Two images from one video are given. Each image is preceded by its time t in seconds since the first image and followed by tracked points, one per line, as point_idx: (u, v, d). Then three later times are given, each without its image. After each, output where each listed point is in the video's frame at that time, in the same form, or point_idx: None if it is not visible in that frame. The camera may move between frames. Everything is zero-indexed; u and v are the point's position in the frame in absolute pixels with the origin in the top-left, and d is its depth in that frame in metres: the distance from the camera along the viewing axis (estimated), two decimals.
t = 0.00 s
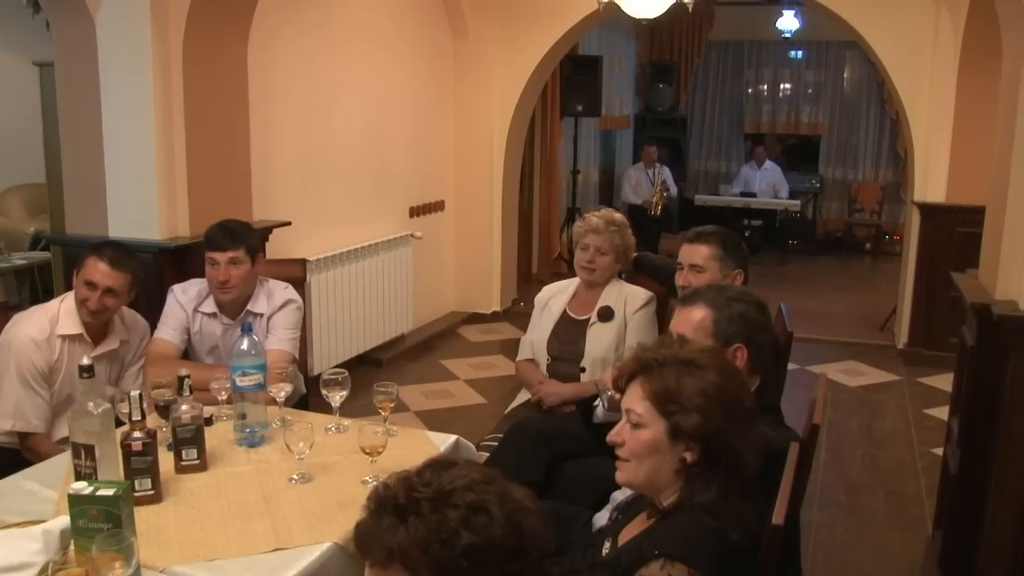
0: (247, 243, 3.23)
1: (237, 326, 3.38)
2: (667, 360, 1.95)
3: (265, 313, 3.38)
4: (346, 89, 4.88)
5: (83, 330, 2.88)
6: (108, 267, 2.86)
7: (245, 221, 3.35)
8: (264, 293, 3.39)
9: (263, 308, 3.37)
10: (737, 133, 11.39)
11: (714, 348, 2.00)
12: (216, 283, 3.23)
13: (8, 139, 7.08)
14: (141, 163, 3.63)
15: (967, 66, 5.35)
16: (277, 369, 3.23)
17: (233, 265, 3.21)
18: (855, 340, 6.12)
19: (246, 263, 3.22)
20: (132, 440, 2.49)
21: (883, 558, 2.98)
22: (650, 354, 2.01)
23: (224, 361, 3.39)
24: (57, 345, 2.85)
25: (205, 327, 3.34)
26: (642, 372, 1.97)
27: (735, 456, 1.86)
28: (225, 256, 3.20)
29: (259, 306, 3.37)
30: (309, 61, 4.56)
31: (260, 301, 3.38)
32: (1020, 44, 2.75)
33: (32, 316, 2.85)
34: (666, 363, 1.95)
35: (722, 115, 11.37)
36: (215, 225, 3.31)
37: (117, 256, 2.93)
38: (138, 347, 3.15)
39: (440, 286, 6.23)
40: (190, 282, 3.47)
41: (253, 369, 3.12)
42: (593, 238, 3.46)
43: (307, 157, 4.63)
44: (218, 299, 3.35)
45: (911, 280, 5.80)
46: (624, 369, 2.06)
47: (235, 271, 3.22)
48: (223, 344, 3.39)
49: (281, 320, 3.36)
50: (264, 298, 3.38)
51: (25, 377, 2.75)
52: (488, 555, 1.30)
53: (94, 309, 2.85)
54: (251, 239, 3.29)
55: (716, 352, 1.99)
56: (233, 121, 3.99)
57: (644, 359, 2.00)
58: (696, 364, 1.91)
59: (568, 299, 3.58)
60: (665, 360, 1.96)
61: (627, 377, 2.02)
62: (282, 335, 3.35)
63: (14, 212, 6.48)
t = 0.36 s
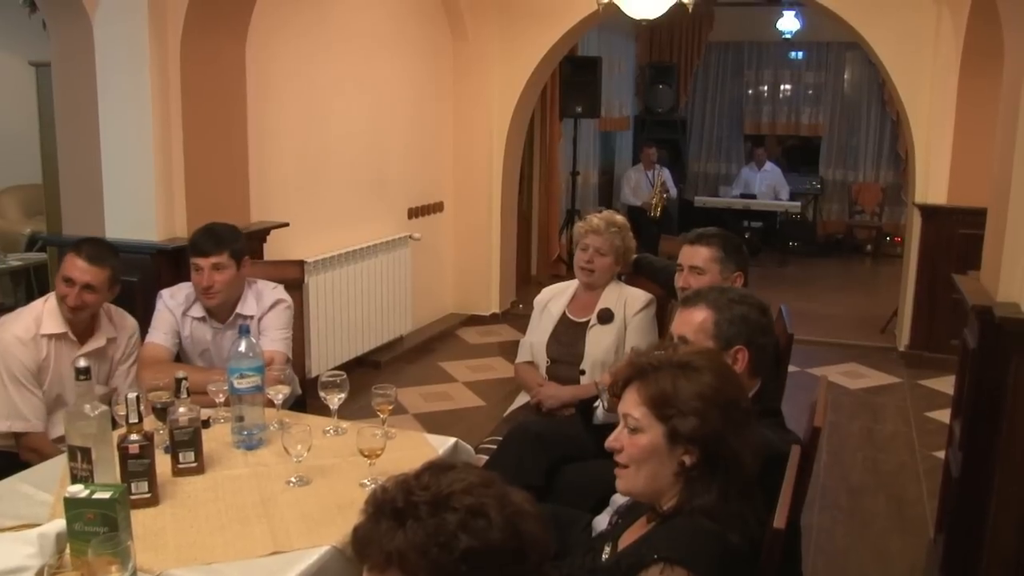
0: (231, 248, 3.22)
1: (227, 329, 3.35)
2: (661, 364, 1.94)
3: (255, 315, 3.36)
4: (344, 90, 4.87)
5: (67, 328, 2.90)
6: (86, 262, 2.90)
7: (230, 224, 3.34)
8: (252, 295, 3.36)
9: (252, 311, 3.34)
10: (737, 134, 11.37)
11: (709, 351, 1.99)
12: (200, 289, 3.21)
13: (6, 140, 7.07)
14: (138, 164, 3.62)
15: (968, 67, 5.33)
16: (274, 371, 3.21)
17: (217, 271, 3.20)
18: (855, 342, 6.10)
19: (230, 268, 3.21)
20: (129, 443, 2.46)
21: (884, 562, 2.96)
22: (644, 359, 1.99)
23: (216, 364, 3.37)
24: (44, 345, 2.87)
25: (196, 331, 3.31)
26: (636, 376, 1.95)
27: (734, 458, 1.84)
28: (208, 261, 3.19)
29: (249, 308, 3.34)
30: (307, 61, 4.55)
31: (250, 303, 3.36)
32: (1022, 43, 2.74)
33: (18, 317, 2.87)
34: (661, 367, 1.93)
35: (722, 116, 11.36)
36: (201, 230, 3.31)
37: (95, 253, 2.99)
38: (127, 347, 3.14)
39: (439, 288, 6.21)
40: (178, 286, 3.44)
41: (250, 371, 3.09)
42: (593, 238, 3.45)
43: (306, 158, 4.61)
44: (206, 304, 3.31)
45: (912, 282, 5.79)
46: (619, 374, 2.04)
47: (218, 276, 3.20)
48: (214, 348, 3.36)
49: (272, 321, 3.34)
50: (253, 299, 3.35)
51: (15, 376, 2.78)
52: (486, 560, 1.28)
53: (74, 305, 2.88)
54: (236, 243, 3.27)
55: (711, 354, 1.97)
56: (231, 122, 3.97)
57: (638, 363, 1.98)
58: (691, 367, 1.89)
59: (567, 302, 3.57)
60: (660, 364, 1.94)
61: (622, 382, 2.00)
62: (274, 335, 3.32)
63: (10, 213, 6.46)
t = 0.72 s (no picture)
0: (215, 250, 3.14)
1: (214, 332, 3.28)
2: (667, 368, 1.84)
3: (242, 318, 3.27)
4: (338, 88, 4.78)
5: (44, 332, 2.89)
6: (58, 264, 2.87)
7: (215, 226, 3.25)
8: (239, 297, 3.27)
9: (239, 314, 3.26)
10: (742, 131, 11.30)
11: (716, 354, 1.89)
12: (185, 292, 3.15)
13: None
14: (125, 164, 3.53)
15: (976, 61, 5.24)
16: (265, 376, 3.12)
17: (201, 275, 3.13)
18: (861, 345, 6.01)
19: (214, 271, 3.13)
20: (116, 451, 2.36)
21: (895, 572, 2.88)
22: (650, 362, 1.90)
23: (204, 369, 3.28)
24: (20, 350, 2.85)
25: (182, 336, 3.23)
26: (640, 381, 1.86)
27: (741, 465, 1.75)
28: (192, 265, 3.11)
29: (236, 311, 3.26)
30: (299, 56, 4.46)
31: (236, 306, 3.27)
32: None
33: None
34: (667, 371, 1.83)
35: (726, 113, 11.27)
36: (185, 232, 3.22)
37: (69, 253, 2.94)
38: (109, 351, 3.10)
39: (436, 290, 6.12)
40: (163, 290, 3.36)
41: (242, 376, 3.00)
42: (594, 238, 3.36)
43: (299, 158, 4.52)
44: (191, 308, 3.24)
45: (921, 282, 5.71)
46: (622, 378, 1.94)
47: (203, 279, 3.13)
48: (201, 354, 3.28)
49: (260, 324, 3.25)
50: (239, 302, 3.27)
51: None
52: (484, 568, 1.26)
53: (48, 308, 2.86)
54: (221, 245, 3.19)
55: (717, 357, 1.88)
56: (221, 121, 3.88)
57: (643, 366, 1.88)
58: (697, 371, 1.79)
59: (566, 305, 3.47)
60: (666, 367, 1.85)
61: (625, 385, 1.90)
62: (263, 338, 3.24)
63: None
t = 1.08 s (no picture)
0: (209, 252, 3.01)
1: (206, 336, 3.14)
2: (674, 370, 1.73)
3: (235, 322, 3.14)
4: (328, 84, 4.67)
5: (28, 337, 2.80)
6: (49, 268, 2.77)
7: (208, 226, 3.11)
8: (232, 301, 3.15)
9: (232, 318, 3.13)
10: (746, 126, 11.20)
11: (725, 357, 1.78)
12: (178, 296, 3.00)
13: None
14: (107, 162, 3.42)
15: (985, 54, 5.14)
16: (254, 381, 3.00)
17: (195, 278, 2.99)
18: (868, 347, 5.91)
19: (209, 274, 2.99)
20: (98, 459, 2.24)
21: None
22: (658, 362, 1.79)
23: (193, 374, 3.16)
24: (3, 354, 2.76)
25: (172, 340, 3.10)
26: (646, 382, 1.76)
27: (746, 473, 1.64)
28: (185, 268, 2.98)
29: (229, 315, 3.13)
30: (287, 48, 4.35)
31: (230, 310, 3.15)
32: None
33: None
34: (674, 373, 1.73)
35: (730, 109, 11.18)
36: (177, 232, 3.08)
37: (60, 257, 2.84)
38: (95, 356, 3.00)
39: (431, 292, 6.02)
40: (153, 291, 3.22)
41: (229, 381, 2.90)
42: (592, 238, 3.26)
43: (287, 156, 4.41)
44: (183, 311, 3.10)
45: (934, 280, 5.63)
46: (628, 378, 1.84)
47: (197, 283, 2.99)
48: (191, 358, 3.15)
49: (252, 328, 3.13)
50: (233, 305, 3.14)
51: None
52: None
53: (36, 313, 2.76)
54: (215, 247, 3.05)
55: (727, 360, 1.77)
56: (207, 117, 3.77)
57: (649, 367, 1.78)
58: (704, 374, 1.68)
59: (564, 306, 3.35)
60: (674, 369, 1.74)
61: (631, 386, 1.80)
62: (256, 343, 3.11)
63: None
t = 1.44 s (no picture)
0: (199, 253, 2.89)
1: (194, 340, 3.03)
2: (705, 373, 1.68)
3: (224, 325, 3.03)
4: (319, 81, 4.57)
5: (8, 339, 2.70)
6: (33, 268, 2.67)
7: (197, 226, 3.00)
8: (222, 303, 3.03)
9: (222, 322, 3.02)
10: (751, 122, 11.12)
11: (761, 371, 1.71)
12: (166, 298, 2.90)
13: None
14: (88, 158, 3.32)
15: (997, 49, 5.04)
16: (242, 387, 2.89)
17: (184, 279, 2.88)
18: (874, 350, 5.81)
19: (198, 276, 2.88)
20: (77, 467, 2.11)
21: None
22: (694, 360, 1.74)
23: (179, 379, 3.04)
24: None
25: (159, 343, 3.00)
26: (673, 378, 1.72)
27: (751, 493, 1.58)
28: (173, 270, 2.87)
29: (219, 318, 3.01)
30: (277, 41, 4.24)
31: (219, 313, 3.03)
32: None
33: None
34: (703, 377, 1.67)
35: (734, 106, 11.09)
36: (166, 232, 2.97)
37: (46, 257, 2.74)
38: (78, 361, 2.88)
39: (424, 295, 5.91)
40: (139, 293, 3.11)
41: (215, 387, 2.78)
42: (587, 238, 3.17)
43: (276, 153, 4.31)
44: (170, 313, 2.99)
45: (946, 281, 5.54)
46: (663, 369, 1.81)
47: (186, 284, 2.88)
48: (178, 363, 3.03)
49: (242, 332, 3.01)
50: (223, 309, 3.03)
51: None
52: None
53: (19, 314, 2.65)
54: (205, 247, 2.94)
55: (762, 376, 1.69)
56: (192, 114, 3.67)
57: (683, 363, 1.73)
58: (731, 386, 1.62)
59: (562, 308, 3.25)
60: (704, 371, 1.68)
61: (661, 377, 1.77)
62: (245, 347, 3.00)
63: None
